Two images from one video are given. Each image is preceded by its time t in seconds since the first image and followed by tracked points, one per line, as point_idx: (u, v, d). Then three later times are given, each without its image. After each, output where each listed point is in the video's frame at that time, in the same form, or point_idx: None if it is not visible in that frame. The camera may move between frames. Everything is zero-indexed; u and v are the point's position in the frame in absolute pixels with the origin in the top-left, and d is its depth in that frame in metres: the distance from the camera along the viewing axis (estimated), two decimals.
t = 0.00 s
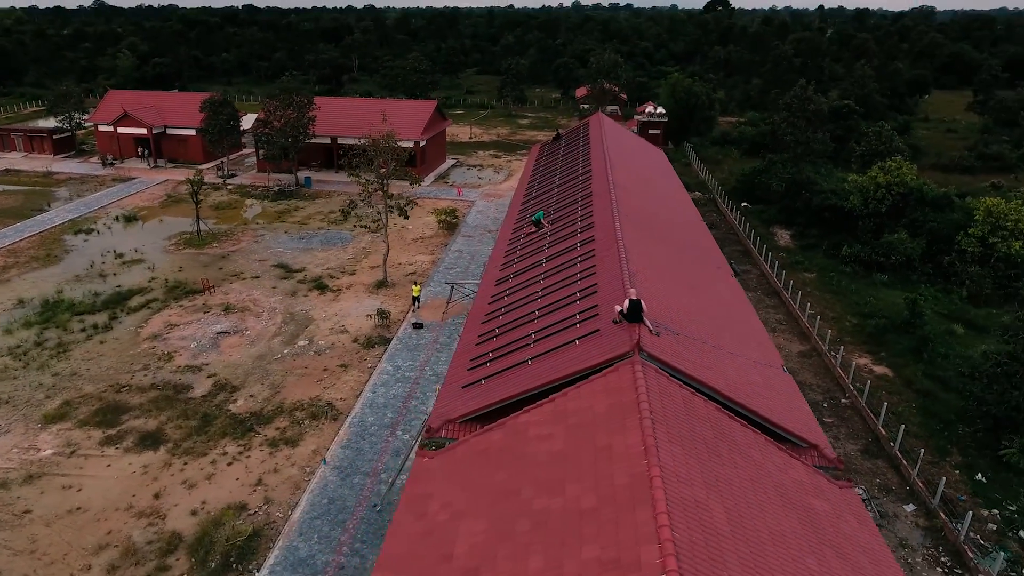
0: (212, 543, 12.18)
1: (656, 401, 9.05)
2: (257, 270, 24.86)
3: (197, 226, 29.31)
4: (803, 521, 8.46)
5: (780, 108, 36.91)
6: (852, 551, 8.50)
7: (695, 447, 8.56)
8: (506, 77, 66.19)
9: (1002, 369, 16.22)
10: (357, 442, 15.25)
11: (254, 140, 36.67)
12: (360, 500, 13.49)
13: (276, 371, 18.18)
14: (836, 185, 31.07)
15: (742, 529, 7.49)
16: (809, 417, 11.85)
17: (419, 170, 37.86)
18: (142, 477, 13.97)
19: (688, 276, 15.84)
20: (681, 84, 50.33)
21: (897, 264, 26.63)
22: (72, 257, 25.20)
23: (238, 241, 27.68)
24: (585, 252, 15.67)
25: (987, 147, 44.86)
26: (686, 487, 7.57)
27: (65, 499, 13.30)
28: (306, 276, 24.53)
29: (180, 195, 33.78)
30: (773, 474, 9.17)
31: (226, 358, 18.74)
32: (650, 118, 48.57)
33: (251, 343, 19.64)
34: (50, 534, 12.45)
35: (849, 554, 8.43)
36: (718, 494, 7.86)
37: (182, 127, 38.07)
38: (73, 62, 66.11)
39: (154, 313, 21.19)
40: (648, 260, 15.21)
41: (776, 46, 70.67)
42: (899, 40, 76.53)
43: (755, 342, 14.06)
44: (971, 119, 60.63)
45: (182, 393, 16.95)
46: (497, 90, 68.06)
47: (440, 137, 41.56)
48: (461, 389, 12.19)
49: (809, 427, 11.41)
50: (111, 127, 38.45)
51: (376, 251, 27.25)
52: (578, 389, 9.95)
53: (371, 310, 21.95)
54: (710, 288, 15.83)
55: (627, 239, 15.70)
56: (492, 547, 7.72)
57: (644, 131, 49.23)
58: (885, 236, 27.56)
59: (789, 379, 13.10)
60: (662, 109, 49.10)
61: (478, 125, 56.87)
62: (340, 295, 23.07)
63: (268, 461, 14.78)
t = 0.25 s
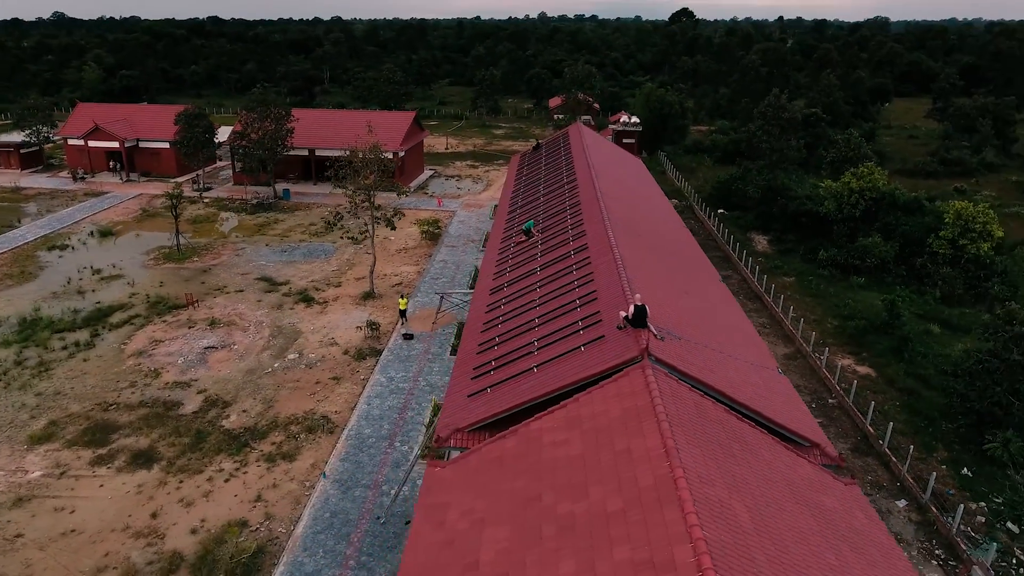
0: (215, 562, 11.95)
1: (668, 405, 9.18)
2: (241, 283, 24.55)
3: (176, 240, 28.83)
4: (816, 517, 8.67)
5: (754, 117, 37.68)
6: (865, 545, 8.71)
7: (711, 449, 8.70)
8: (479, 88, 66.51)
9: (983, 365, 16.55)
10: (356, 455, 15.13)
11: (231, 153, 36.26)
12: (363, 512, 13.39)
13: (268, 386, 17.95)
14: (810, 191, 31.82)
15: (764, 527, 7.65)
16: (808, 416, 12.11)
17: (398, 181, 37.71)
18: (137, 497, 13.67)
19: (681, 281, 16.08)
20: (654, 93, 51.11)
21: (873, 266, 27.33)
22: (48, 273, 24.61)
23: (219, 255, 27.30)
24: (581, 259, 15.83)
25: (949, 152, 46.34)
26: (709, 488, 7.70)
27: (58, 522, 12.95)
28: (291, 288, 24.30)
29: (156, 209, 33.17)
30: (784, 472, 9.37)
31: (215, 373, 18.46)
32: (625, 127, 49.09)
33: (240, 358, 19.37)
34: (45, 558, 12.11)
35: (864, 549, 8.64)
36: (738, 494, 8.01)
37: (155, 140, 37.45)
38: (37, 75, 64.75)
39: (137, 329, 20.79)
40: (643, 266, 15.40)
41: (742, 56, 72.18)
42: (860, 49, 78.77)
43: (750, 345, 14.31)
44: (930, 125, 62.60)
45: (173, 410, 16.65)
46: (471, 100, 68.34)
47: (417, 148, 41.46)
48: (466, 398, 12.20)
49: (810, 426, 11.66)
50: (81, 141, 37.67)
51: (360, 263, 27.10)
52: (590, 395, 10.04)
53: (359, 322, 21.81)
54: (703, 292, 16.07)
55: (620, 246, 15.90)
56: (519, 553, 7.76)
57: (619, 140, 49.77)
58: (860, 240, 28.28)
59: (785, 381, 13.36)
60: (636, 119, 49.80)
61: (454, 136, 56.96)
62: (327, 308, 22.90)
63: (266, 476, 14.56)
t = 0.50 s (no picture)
0: None
1: (681, 407, 9.35)
2: (224, 297, 24.21)
3: (153, 255, 28.32)
4: (829, 514, 8.88)
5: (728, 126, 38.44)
6: (876, 540, 8.96)
7: (726, 449, 8.88)
8: (453, 98, 66.70)
9: (965, 363, 17.08)
10: (355, 467, 15.03)
11: (207, 166, 35.79)
12: (366, 525, 13.30)
13: (260, 400, 17.71)
14: (786, 198, 32.53)
15: (784, 525, 7.82)
16: (806, 416, 12.38)
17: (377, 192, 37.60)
18: (133, 517, 13.38)
19: (675, 286, 16.32)
20: (628, 103, 51.82)
21: (849, 269, 28.03)
22: (22, 291, 23.98)
23: (200, 269, 26.89)
24: (575, 267, 15.99)
25: (912, 158, 47.78)
26: (729, 487, 7.87)
27: (52, 545, 12.61)
28: (276, 301, 24.04)
29: (130, 224, 32.56)
30: (794, 471, 9.58)
31: (204, 389, 18.17)
32: (600, 136, 49.68)
33: (229, 373, 19.09)
34: None
35: (875, 543, 8.87)
36: (756, 492, 8.18)
37: (128, 153, 36.79)
38: None
39: (121, 346, 20.36)
40: (637, 273, 15.61)
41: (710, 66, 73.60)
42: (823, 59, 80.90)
43: (745, 347, 14.58)
44: (893, 132, 64.49)
45: (163, 427, 16.33)
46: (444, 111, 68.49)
47: (395, 159, 41.41)
48: (471, 407, 12.23)
49: (809, 425, 11.93)
50: (50, 155, 36.83)
51: (345, 274, 26.93)
52: (601, 401, 10.16)
53: (348, 334, 21.67)
54: (695, 297, 16.33)
55: (614, 254, 16.10)
56: (545, 559, 7.83)
57: (594, 149, 50.30)
58: (836, 244, 29.00)
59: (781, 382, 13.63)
60: (611, 128, 50.41)
61: (429, 147, 56.94)
62: (314, 320, 22.70)
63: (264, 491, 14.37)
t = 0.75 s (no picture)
0: None
1: (692, 410, 9.50)
2: (207, 311, 23.85)
3: (131, 269, 27.77)
4: (839, 511, 9.10)
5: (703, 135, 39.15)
6: (884, 535, 9.19)
7: (740, 450, 9.05)
8: (427, 109, 66.77)
9: (947, 361, 17.61)
10: (353, 480, 14.90)
11: (182, 179, 35.25)
12: (370, 537, 13.20)
13: (251, 415, 17.46)
14: (761, 204, 33.21)
15: (801, 522, 8.00)
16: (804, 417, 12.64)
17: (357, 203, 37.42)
18: (129, 537, 13.08)
19: (667, 292, 16.53)
20: (602, 113, 52.45)
21: (826, 273, 28.71)
22: None
23: (180, 283, 26.45)
24: (570, 275, 16.13)
25: (878, 164, 49.18)
26: (748, 486, 8.03)
27: (46, 568, 12.27)
28: (261, 314, 23.76)
29: (104, 238, 31.89)
30: (802, 470, 9.78)
31: (193, 405, 17.86)
32: (576, 146, 50.19)
33: (217, 387, 18.79)
34: None
35: (884, 539, 9.10)
36: (772, 491, 8.36)
37: (100, 166, 36.06)
38: None
39: (103, 363, 19.92)
40: (631, 279, 15.80)
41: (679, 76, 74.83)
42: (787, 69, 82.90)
43: (739, 350, 14.83)
44: (857, 140, 66.28)
45: (154, 444, 16.01)
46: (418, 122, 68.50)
47: (373, 170, 41.29)
48: (476, 416, 12.25)
49: (809, 425, 12.18)
50: (18, 169, 35.92)
51: (328, 286, 26.71)
52: (610, 406, 10.28)
53: (337, 346, 21.50)
54: (688, 302, 16.56)
55: (607, 261, 16.28)
56: (570, 562, 7.90)
57: (570, 158, 50.76)
58: (812, 249, 29.69)
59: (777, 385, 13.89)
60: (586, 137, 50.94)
61: (404, 157, 56.82)
62: (301, 332, 22.48)
63: (262, 507, 14.16)
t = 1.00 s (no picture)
0: None
1: (703, 412, 9.68)
2: (190, 326, 23.46)
3: (107, 285, 27.18)
4: (848, 507, 9.33)
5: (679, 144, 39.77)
6: (891, 530, 9.44)
7: (751, 451, 9.24)
8: (401, 120, 66.69)
9: (929, 360, 18.12)
10: (353, 492, 14.78)
11: (157, 192, 34.66)
12: (374, 549, 13.10)
13: (243, 430, 17.21)
14: (738, 211, 33.83)
15: (817, 518, 8.20)
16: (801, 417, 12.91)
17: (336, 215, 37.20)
18: (126, 558, 12.78)
19: (660, 297, 16.75)
20: (576, 123, 52.95)
21: (804, 277, 29.34)
22: None
23: (160, 297, 25.98)
24: (565, 282, 16.27)
25: (845, 170, 50.48)
26: (765, 485, 8.21)
27: None
28: (245, 328, 23.45)
29: (77, 253, 31.18)
30: (809, 469, 10.00)
31: (183, 421, 17.54)
32: (552, 155, 50.60)
33: (206, 403, 18.49)
34: None
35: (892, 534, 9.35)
36: (787, 489, 8.55)
37: (70, 180, 35.29)
38: None
39: (86, 380, 19.46)
40: (626, 286, 15.99)
41: (649, 86, 75.93)
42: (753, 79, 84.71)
43: (734, 354, 15.07)
44: (823, 147, 67.93)
45: (145, 462, 15.68)
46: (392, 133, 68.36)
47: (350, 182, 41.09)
48: (482, 424, 12.27)
49: (807, 426, 12.44)
50: None
51: (312, 298, 26.48)
52: (620, 410, 10.40)
53: (326, 359, 21.31)
54: (680, 307, 16.80)
55: (601, 269, 16.47)
56: (594, 565, 7.98)
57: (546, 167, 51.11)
58: (789, 254, 30.33)
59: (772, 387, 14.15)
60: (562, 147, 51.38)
61: (379, 168, 56.57)
62: (289, 345, 22.24)
63: (261, 522, 13.97)
